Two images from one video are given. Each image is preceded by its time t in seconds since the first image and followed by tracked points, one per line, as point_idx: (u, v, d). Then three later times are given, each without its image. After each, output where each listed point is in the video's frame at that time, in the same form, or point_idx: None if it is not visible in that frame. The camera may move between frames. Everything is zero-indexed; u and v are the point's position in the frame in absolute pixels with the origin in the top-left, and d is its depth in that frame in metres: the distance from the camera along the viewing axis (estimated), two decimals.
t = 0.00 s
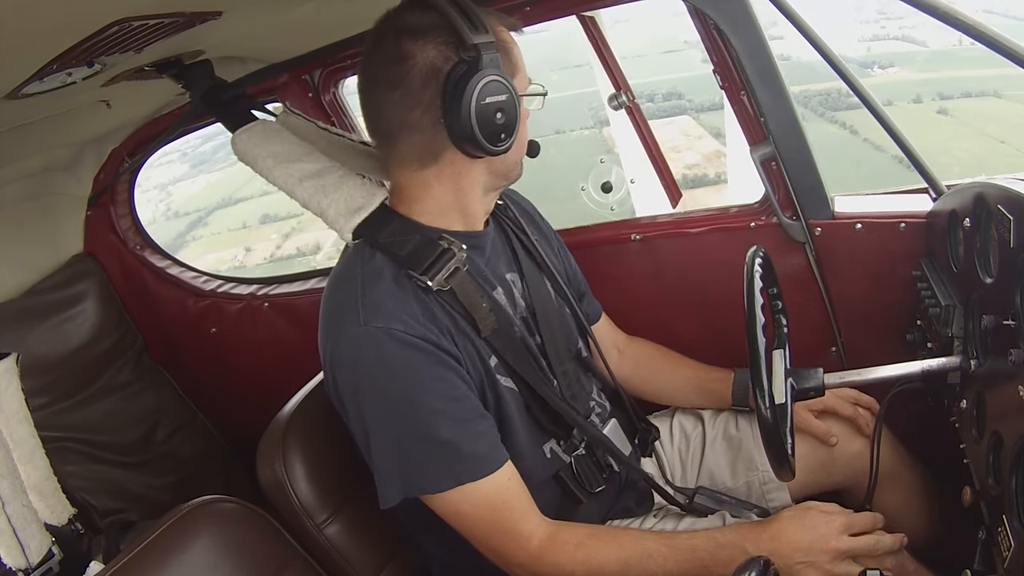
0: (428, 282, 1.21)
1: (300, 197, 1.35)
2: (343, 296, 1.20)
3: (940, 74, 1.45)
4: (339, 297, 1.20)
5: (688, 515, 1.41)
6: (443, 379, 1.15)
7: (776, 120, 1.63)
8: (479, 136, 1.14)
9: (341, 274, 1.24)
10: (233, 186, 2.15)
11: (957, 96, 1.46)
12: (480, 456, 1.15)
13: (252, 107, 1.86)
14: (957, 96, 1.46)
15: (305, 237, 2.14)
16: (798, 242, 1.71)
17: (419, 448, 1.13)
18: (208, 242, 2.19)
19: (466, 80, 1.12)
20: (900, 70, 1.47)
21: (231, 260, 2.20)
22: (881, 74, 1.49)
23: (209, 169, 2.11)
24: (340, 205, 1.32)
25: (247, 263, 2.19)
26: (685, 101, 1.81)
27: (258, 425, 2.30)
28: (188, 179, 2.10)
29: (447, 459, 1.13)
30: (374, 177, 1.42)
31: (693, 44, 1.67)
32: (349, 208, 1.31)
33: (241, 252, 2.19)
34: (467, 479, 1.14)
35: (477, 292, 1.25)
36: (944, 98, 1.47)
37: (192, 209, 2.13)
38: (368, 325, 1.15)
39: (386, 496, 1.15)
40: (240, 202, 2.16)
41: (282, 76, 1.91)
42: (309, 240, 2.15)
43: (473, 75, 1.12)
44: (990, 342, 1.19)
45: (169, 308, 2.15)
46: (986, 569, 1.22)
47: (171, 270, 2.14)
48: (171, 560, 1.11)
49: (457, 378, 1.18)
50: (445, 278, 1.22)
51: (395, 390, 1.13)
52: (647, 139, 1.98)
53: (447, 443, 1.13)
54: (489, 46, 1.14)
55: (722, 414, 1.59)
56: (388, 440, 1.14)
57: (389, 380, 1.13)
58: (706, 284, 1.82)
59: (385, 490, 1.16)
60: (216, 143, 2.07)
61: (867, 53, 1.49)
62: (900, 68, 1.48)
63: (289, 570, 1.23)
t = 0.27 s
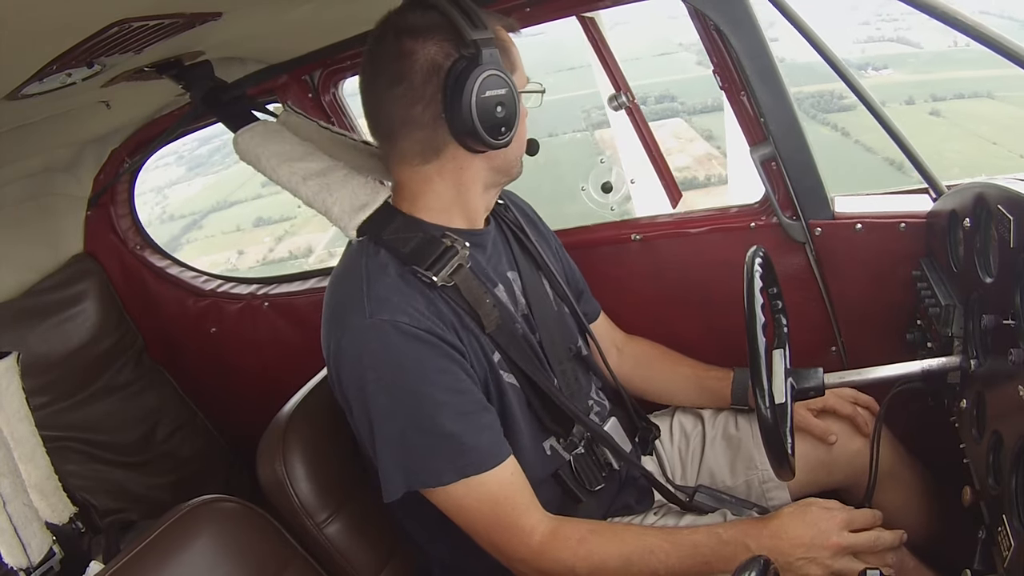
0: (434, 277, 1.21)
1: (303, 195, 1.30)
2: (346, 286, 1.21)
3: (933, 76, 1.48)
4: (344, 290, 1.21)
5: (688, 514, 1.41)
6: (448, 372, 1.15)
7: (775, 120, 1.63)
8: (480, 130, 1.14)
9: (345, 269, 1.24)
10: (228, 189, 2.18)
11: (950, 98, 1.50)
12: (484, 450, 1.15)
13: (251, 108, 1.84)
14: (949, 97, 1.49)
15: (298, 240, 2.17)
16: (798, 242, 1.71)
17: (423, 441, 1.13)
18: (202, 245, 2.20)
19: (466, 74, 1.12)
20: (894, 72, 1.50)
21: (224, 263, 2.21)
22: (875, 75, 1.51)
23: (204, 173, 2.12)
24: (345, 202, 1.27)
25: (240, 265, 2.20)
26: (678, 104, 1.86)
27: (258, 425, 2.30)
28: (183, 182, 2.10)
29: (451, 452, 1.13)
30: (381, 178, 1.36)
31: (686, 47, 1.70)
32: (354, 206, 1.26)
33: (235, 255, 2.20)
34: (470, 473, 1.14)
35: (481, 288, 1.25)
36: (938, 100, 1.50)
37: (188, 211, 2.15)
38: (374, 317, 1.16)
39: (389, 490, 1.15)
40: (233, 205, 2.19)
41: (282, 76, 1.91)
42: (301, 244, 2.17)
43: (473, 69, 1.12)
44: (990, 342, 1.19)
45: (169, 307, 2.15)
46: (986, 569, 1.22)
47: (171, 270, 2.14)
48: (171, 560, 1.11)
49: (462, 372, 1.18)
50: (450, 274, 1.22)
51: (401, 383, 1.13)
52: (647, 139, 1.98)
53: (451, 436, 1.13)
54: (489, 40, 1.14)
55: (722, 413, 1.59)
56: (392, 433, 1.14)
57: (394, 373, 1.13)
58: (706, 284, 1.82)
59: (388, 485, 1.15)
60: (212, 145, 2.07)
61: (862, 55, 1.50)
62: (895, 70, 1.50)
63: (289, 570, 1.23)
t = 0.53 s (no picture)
0: (432, 281, 1.21)
1: (302, 196, 1.30)
2: (345, 289, 1.21)
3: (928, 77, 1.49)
4: (344, 293, 1.21)
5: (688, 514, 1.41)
6: (447, 375, 1.15)
7: (775, 120, 1.63)
8: (478, 130, 1.14)
9: (345, 272, 1.24)
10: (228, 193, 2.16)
11: (945, 101, 1.51)
12: (483, 453, 1.15)
13: (252, 108, 1.83)
14: (944, 102, 1.52)
15: (292, 245, 2.15)
16: (798, 242, 1.71)
17: (422, 444, 1.13)
18: (197, 250, 2.19)
19: (463, 73, 1.12)
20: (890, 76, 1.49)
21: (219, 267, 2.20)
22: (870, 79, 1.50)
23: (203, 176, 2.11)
24: (344, 204, 1.28)
25: (234, 270, 2.19)
26: (672, 108, 1.90)
27: (258, 425, 2.30)
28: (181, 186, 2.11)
29: (450, 454, 1.13)
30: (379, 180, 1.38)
31: (683, 50, 1.71)
32: (353, 207, 1.27)
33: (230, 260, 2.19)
34: (469, 476, 1.14)
35: (480, 292, 1.25)
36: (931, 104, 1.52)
37: (185, 215, 2.15)
38: (373, 320, 1.16)
39: (388, 492, 1.15)
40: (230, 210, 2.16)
41: (282, 76, 1.92)
42: (295, 248, 2.15)
43: (471, 68, 1.12)
44: (990, 343, 1.19)
45: (169, 307, 2.15)
46: (986, 569, 1.22)
47: (171, 270, 2.15)
48: (171, 560, 1.11)
49: (461, 374, 1.18)
50: (447, 277, 1.22)
51: (400, 386, 1.13)
52: (647, 140, 1.99)
53: (450, 439, 1.13)
54: (487, 39, 1.14)
55: (722, 413, 1.59)
56: (392, 436, 1.14)
57: (393, 376, 1.13)
58: (705, 285, 1.82)
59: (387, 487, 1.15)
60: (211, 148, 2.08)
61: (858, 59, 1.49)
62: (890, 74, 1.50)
63: (289, 570, 1.23)
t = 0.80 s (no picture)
0: (426, 286, 1.20)
1: (299, 199, 1.31)
2: (340, 296, 1.21)
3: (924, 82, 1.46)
4: (336, 294, 1.22)
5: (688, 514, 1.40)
6: (436, 370, 1.16)
7: (775, 120, 1.64)
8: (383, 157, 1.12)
9: (338, 274, 1.25)
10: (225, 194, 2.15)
11: (941, 106, 1.48)
12: (474, 444, 1.15)
13: (252, 107, 1.86)
14: (939, 106, 1.48)
15: (285, 248, 2.14)
16: (797, 242, 1.71)
17: (413, 438, 1.14)
18: (195, 251, 2.21)
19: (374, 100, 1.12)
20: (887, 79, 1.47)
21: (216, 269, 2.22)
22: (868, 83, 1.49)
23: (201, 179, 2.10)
24: (340, 208, 1.28)
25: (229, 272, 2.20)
26: (667, 110, 1.91)
27: (258, 424, 2.30)
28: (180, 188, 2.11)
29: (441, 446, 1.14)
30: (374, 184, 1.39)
31: (679, 54, 1.71)
32: (350, 211, 1.28)
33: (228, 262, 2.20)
34: (462, 467, 1.15)
35: (475, 297, 1.25)
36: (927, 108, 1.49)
37: (183, 217, 2.15)
38: (362, 318, 1.17)
39: (380, 485, 1.16)
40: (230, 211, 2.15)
41: (282, 76, 1.91)
42: (288, 252, 2.15)
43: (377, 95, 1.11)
44: (990, 343, 1.19)
45: (169, 307, 2.15)
46: (985, 569, 1.22)
47: (171, 270, 2.14)
48: (171, 560, 1.11)
49: (451, 370, 1.19)
50: (443, 283, 1.22)
51: (390, 382, 1.14)
52: (647, 139, 2.00)
53: (440, 432, 1.14)
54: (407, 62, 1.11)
55: (723, 412, 1.59)
56: (383, 431, 1.15)
57: (382, 372, 1.14)
58: (705, 284, 1.82)
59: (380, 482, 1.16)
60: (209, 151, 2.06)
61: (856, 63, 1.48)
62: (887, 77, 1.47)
63: (289, 570, 1.22)
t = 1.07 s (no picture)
0: (418, 295, 1.23)
1: (288, 208, 1.31)
2: (323, 300, 1.23)
3: (922, 89, 1.49)
4: (319, 295, 1.24)
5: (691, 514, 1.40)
6: (415, 345, 1.19)
7: (775, 120, 1.64)
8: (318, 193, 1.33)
9: (323, 279, 1.26)
10: (222, 200, 2.16)
11: (936, 113, 1.50)
12: (461, 411, 1.16)
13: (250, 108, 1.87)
14: (935, 113, 1.50)
15: (280, 254, 2.16)
16: (797, 242, 1.71)
17: (395, 412, 1.16)
18: (194, 254, 2.20)
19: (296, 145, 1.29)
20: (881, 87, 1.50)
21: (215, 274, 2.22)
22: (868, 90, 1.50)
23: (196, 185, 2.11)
24: (328, 216, 1.29)
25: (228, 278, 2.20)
26: (665, 119, 1.90)
27: (258, 424, 2.30)
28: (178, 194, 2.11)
29: (427, 417, 1.15)
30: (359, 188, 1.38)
31: (679, 61, 1.74)
32: (337, 219, 1.28)
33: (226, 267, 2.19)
34: (452, 434, 1.15)
35: (468, 304, 1.27)
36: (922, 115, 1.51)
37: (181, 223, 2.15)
38: (339, 304, 1.20)
39: (372, 467, 1.17)
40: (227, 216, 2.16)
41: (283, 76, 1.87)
42: (283, 257, 2.15)
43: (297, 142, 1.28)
44: (990, 343, 1.19)
45: (169, 307, 2.15)
46: (986, 569, 1.22)
47: (171, 270, 2.14)
48: (171, 560, 1.11)
49: (432, 348, 1.21)
50: (435, 291, 1.25)
51: (370, 359, 1.17)
52: (647, 140, 1.94)
53: (423, 402, 1.15)
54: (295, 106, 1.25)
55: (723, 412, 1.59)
56: (365, 410, 1.17)
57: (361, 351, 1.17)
58: (705, 284, 1.82)
59: (373, 462, 1.17)
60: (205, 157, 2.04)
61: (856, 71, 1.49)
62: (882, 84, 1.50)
63: (289, 569, 1.22)
